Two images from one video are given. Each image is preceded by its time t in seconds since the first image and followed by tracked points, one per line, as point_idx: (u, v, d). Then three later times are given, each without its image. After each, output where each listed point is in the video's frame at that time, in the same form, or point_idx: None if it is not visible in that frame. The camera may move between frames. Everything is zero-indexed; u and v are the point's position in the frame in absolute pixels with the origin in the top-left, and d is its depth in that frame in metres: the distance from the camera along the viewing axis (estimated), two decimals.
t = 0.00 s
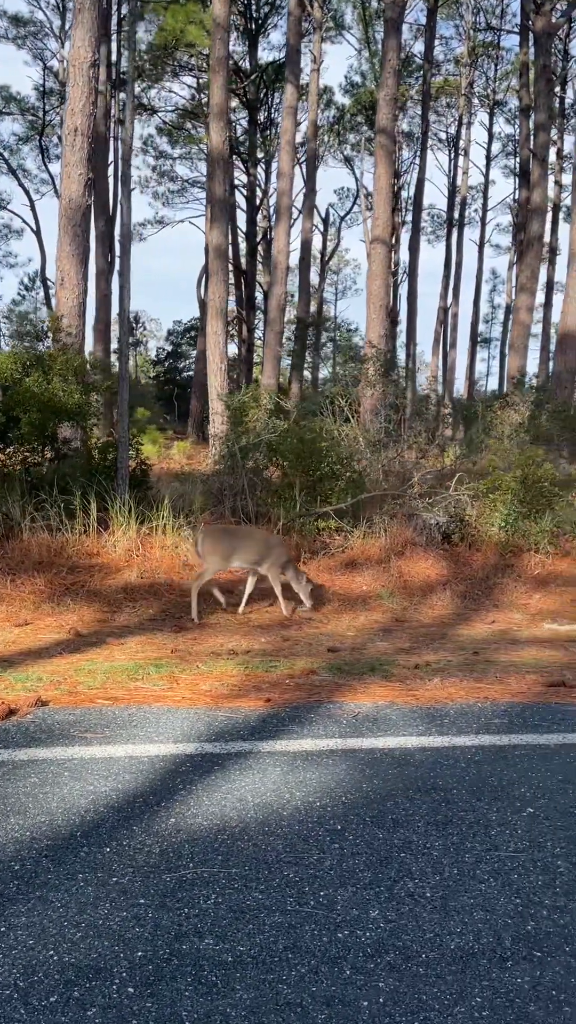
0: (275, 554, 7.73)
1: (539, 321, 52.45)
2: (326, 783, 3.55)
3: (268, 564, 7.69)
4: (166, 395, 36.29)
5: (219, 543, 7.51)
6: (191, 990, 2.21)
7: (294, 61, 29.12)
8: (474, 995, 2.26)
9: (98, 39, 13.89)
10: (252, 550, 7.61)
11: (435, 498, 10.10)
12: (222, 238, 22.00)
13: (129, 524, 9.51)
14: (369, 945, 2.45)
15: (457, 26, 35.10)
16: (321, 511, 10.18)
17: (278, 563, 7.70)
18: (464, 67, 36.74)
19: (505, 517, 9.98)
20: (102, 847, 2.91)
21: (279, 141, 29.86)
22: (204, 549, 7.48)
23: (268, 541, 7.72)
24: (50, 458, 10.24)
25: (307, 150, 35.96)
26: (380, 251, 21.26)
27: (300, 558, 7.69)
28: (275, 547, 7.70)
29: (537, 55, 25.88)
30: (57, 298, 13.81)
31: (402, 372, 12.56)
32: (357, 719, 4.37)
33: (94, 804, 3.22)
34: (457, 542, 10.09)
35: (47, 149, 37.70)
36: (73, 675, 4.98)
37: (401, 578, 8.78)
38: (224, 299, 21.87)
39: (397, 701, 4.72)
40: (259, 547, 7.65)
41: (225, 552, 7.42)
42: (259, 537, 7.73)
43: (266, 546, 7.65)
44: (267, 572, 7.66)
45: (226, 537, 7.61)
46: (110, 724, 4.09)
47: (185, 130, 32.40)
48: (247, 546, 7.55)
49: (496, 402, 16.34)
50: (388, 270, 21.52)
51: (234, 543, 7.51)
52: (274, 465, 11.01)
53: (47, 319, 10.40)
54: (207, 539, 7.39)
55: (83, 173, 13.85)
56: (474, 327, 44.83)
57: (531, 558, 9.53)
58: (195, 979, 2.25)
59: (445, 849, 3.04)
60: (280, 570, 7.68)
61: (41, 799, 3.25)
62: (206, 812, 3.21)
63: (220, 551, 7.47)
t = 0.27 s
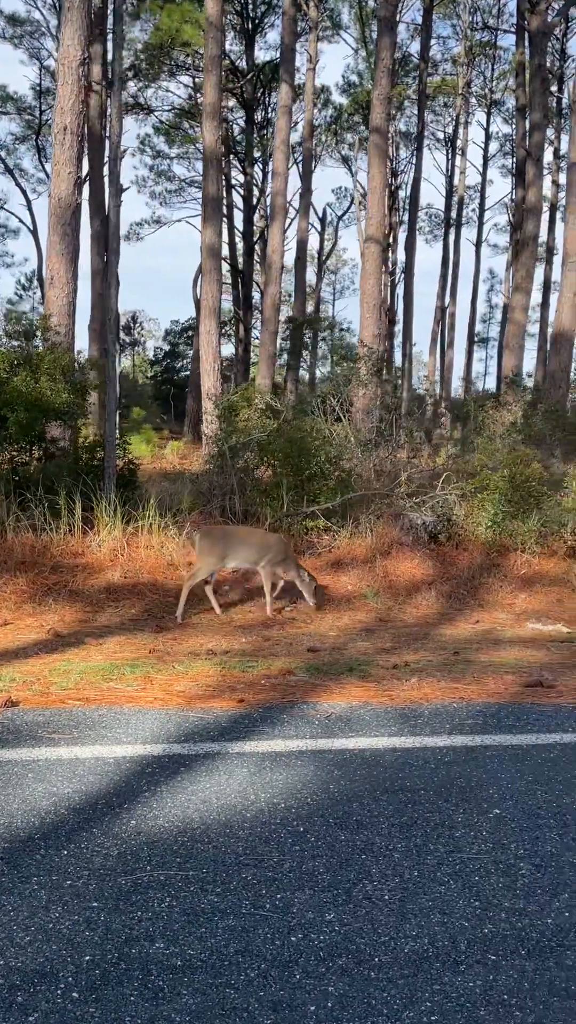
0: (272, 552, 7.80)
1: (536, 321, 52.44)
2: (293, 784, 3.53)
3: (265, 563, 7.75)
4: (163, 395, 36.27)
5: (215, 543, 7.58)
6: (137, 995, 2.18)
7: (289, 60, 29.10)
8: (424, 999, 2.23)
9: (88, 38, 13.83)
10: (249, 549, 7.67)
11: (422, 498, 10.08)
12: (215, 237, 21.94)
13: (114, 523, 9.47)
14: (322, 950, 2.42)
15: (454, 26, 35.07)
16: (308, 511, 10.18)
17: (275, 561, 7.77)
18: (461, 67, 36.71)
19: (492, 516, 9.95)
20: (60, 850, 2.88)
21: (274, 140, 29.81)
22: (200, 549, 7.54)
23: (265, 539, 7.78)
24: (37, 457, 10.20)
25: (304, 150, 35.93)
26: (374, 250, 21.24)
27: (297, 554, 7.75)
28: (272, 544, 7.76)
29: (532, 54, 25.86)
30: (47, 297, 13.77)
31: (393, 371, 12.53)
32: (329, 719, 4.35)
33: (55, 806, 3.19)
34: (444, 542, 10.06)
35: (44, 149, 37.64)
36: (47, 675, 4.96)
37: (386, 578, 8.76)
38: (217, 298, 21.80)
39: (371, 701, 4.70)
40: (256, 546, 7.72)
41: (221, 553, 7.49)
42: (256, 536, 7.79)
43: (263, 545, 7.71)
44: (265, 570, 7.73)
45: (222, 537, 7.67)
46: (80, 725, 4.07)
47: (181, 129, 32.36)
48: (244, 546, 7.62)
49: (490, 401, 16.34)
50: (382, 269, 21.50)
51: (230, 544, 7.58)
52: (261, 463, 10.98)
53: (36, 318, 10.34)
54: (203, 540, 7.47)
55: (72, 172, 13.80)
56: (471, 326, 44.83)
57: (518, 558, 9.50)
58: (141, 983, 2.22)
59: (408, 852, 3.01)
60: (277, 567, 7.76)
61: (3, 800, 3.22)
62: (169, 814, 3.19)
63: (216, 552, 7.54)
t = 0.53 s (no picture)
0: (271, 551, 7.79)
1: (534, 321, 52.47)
2: (259, 785, 3.50)
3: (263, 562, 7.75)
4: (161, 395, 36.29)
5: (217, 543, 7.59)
6: (82, 1000, 2.16)
7: (284, 60, 29.07)
8: (373, 1006, 2.21)
9: (79, 37, 13.78)
10: (248, 548, 7.70)
11: (409, 499, 10.11)
12: (209, 237, 21.86)
13: (100, 523, 9.44)
14: (276, 952, 2.40)
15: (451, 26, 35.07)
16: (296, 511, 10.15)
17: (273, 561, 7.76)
18: (459, 67, 36.71)
19: (478, 515, 9.79)
20: (16, 854, 2.85)
21: (269, 140, 29.78)
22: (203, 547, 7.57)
23: (264, 539, 7.75)
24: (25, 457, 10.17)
25: (301, 150, 35.93)
26: (368, 250, 21.24)
27: (295, 555, 7.73)
28: (270, 544, 7.75)
29: (528, 54, 25.86)
30: (37, 296, 13.71)
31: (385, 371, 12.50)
32: (302, 719, 4.33)
33: (16, 808, 3.16)
34: (431, 542, 10.02)
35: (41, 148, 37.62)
36: (22, 676, 4.94)
37: (373, 579, 8.75)
38: (211, 298, 21.74)
39: (346, 701, 4.69)
40: (255, 547, 7.70)
41: (220, 553, 7.51)
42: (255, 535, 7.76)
43: (261, 546, 7.69)
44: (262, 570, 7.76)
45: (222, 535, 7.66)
46: (52, 725, 4.05)
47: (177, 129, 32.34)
48: (243, 547, 7.61)
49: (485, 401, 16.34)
50: (376, 269, 21.48)
51: (229, 544, 7.57)
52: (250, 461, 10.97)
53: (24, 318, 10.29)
54: (203, 541, 7.49)
55: (63, 171, 13.74)
56: (468, 327, 44.85)
57: (505, 558, 9.48)
58: (87, 989, 2.20)
59: (370, 854, 2.99)
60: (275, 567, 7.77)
61: None
62: (130, 816, 3.16)
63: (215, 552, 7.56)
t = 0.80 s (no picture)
0: (271, 552, 7.98)
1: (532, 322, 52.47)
2: (228, 787, 3.48)
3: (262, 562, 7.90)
4: (159, 395, 36.32)
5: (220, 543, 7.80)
6: (28, 1004, 2.14)
7: (280, 60, 29.06)
8: (324, 1010, 2.19)
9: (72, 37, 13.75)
10: (249, 547, 7.89)
11: (398, 499, 10.12)
12: (204, 237, 21.75)
13: (88, 523, 9.43)
14: (230, 956, 2.38)
15: (449, 27, 35.07)
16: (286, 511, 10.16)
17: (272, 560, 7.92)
18: (457, 67, 36.70)
19: (467, 515, 9.77)
20: None
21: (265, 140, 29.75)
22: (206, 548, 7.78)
23: (264, 538, 7.95)
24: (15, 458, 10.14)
25: (298, 150, 35.91)
26: (363, 251, 21.25)
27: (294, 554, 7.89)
28: (271, 544, 7.94)
29: (525, 55, 25.87)
30: (29, 296, 13.59)
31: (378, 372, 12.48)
32: (276, 720, 4.31)
33: None
34: (419, 543, 10.00)
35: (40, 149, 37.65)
36: None
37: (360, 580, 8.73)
38: (206, 298, 21.70)
39: (323, 702, 4.67)
40: (254, 545, 7.90)
41: (223, 552, 7.73)
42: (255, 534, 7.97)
43: (261, 543, 7.88)
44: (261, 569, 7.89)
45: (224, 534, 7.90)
46: (23, 726, 4.03)
47: (175, 130, 32.35)
48: (244, 543, 7.83)
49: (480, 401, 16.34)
50: (371, 269, 21.47)
51: (230, 540, 7.80)
52: (239, 461, 10.97)
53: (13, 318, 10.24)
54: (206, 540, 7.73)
55: (55, 171, 13.67)
56: (466, 327, 44.86)
57: (493, 558, 9.46)
58: (35, 994, 2.18)
59: (334, 857, 2.97)
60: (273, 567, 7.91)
61: None
62: (94, 819, 3.13)
63: (217, 548, 7.77)
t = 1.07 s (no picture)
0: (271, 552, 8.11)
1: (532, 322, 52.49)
2: (194, 790, 3.46)
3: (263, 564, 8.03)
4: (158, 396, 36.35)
5: (220, 546, 7.83)
6: None
7: (277, 61, 29.07)
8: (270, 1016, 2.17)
9: (64, 37, 13.70)
10: (252, 548, 7.97)
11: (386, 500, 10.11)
12: (199, 237, 21.61)
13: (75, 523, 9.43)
14: (179, 962, 2.36)
15: (448, 27, 35.06)
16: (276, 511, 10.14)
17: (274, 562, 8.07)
18: (457, 68, 36.70)
19: (455, 516, 9.70)
20: None
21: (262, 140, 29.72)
22: (207, 552, 7.78)
23: (265, 540, 8.08)
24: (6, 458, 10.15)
25: (297, 151, 35.91)
26: (359, 251, 21.25)
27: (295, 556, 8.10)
28: (272, 545, 8.09)
29: (522, 56, 25.88)
30: (21, 297, 13.48)
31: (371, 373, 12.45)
32: (249, 722, 4.29)
33: None
34: (407, 543, 9.90)
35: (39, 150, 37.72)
36: None
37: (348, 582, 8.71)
38: (201, 299, 21.67)
39: (298, 703, 4.64)
40: (256, 547, 7.99)
41: (226, 554, 7.79)
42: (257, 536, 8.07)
43: (264, 545, 7.99)
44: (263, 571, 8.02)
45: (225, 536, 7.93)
46: None
47: (174, 131, 32.40)
48: (248, 546, 7.90)
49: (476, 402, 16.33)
50: (367, 270, 21.45)
51: (234, 543, 7.84)
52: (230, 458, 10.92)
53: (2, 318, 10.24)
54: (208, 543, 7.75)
55: (46, 171, 13.59)
56: (466, 328, 44.83)
57: (481, 560, 9.44)
58: None
59: (294, 861, 2.94)
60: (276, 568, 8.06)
61: None
62: (55, 822, 3.11)
63: (220, 550, 7.80)
